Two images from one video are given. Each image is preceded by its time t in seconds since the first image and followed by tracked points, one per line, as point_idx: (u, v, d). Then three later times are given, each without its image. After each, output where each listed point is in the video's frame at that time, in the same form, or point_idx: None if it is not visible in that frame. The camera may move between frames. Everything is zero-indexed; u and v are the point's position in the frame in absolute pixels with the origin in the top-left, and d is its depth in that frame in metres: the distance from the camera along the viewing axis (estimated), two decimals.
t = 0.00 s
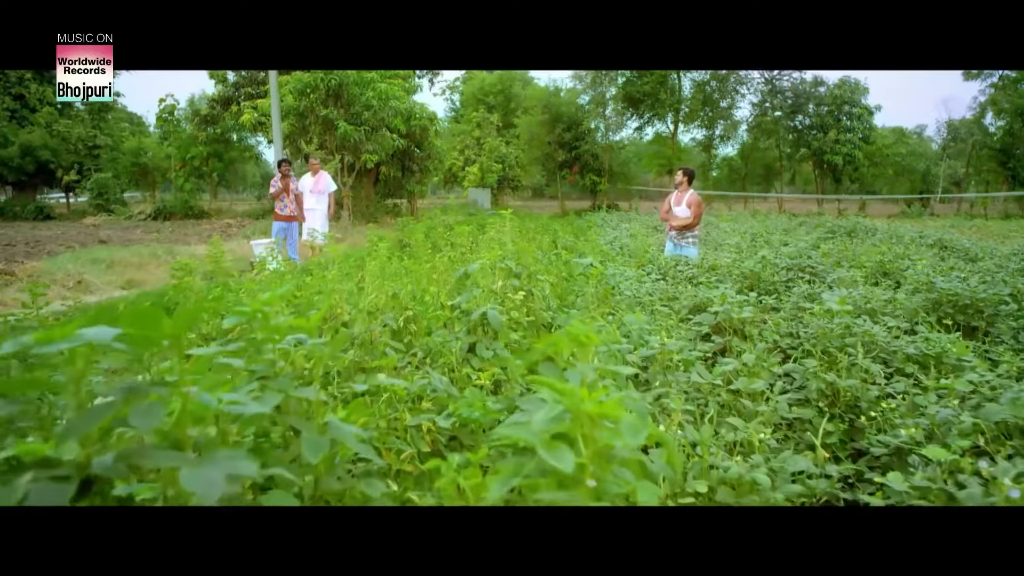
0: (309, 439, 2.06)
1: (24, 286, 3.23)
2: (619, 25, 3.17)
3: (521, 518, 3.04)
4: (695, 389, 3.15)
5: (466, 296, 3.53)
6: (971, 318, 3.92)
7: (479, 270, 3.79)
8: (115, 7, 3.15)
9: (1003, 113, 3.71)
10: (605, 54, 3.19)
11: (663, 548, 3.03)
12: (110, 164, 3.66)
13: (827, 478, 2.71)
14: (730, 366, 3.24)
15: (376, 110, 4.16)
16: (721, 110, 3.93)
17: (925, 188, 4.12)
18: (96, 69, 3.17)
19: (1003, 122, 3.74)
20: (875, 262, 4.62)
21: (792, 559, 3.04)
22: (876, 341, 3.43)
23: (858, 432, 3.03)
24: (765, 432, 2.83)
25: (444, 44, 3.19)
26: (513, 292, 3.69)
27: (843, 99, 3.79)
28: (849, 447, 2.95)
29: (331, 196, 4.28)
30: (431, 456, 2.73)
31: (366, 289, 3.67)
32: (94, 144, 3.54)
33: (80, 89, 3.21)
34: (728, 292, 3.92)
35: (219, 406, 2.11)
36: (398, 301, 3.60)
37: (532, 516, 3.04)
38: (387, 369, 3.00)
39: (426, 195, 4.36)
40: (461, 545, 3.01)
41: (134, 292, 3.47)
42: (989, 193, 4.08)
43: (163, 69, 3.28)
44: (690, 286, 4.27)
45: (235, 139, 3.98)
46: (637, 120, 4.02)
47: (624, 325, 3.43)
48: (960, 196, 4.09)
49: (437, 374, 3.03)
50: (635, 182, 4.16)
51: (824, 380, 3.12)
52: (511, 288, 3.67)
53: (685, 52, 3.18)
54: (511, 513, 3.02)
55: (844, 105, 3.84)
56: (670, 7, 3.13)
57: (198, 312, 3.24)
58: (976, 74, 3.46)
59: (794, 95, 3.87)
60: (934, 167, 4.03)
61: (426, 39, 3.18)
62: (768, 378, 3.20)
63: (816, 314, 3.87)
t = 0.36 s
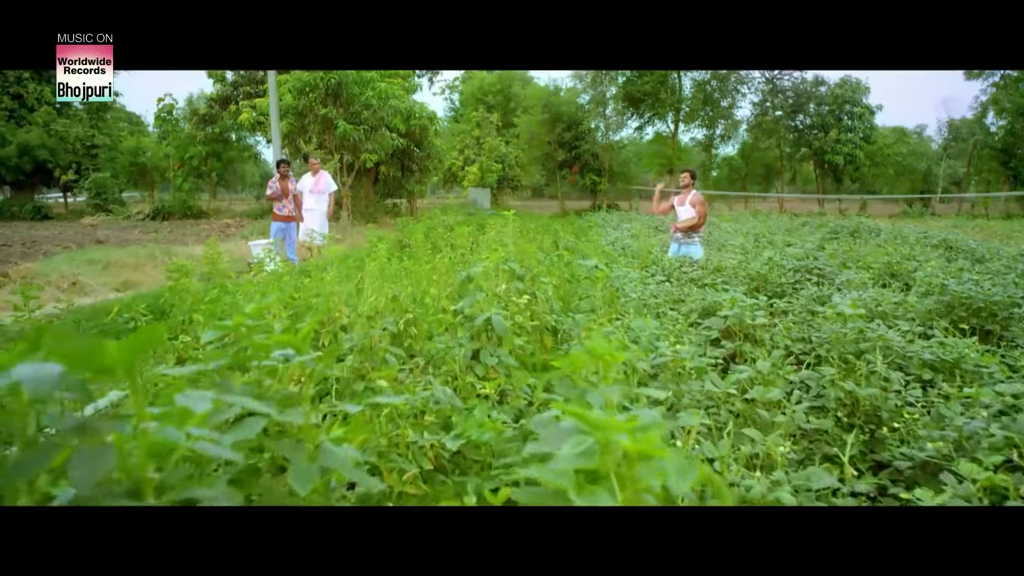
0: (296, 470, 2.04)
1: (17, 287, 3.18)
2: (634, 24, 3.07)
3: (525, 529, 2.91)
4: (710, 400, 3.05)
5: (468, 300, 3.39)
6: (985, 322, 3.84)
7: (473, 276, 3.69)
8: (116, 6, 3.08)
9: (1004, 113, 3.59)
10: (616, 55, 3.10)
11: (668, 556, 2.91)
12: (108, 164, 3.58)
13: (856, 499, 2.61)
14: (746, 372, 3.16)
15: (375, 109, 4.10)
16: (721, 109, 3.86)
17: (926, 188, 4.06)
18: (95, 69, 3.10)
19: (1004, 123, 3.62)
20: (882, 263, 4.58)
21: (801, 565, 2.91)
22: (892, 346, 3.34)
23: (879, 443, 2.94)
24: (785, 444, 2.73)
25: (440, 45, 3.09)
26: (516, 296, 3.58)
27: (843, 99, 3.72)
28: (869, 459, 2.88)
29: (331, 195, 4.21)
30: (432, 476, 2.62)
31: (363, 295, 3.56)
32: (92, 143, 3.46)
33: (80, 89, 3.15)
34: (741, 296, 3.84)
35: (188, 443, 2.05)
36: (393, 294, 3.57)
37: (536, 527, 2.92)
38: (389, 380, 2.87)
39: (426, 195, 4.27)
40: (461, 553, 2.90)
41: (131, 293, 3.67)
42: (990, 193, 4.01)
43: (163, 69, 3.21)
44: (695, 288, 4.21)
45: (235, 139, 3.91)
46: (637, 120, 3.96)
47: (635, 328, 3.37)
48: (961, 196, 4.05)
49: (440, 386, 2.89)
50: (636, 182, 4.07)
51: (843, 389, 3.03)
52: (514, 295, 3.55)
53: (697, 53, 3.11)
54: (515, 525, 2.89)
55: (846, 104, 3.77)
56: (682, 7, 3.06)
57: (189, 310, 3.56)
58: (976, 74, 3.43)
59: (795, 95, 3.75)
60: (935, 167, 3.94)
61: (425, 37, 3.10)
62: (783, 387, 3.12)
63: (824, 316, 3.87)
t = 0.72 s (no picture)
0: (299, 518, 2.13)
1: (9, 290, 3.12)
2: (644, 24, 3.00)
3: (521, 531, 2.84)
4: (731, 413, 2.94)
5: (474, 306, 3.15)
6: (1005, 327, 3.74)
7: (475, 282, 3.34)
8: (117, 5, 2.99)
9: (1008, 112, 3.44)
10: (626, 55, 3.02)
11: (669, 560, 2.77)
12: (107, 164, 3.50)
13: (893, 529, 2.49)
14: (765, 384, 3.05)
15: (376, 108, 4.02)
16: (722, 109, 3.77)
17: (926, 188, 3.93)
18: (96, 69, 3.03)
19: (1007, 122, 3.47)
20: (894, 266, 4.46)
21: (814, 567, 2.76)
22: (914, 353, 3.20)
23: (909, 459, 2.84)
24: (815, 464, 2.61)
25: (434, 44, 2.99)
26: (523, 302, 3.37)
27: (844, 99, 3.63)
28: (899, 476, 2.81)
29: (328, 196, 4.24)
30: (438, 498, 2.51)
31: (360, 308, 3.34)
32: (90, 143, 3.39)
33: (80, 89, 3.08)
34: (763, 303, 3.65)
35: (147, 500, 1.94)
36: (386, 298, 3.42)
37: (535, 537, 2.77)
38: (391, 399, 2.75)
39: (426, 195, 4.19)
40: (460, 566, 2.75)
41: (127, 296, 3.71)
42: (993, 193, 3.84)
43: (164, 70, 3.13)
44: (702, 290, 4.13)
45: (234, 138, 3.81)
46: (638, 119, 3.90)
47: (649, 334, 3.21)
48: (962, 195, 3.89)
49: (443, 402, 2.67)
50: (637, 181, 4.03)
51: (870, 402, 2.92)
52: (523, 307, 3.28)
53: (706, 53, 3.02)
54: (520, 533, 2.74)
55: (847, 104, 3.69)
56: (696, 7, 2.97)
57: (185, 315, 3.49)
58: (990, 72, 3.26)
59: (797, 94, 3.59)
60: (936, 168, 3.79)
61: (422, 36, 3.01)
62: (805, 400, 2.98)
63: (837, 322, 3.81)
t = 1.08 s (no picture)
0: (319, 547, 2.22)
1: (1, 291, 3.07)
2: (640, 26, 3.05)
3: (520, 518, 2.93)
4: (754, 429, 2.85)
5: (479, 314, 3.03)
6: None
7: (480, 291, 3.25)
8: (116, 6, 3.00)
9: (1008, 113, 3.48)
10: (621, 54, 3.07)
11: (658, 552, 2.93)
12: (104, 164, 3.45)
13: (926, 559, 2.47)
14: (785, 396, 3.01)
15: (375, 108, 3.96)
16: (722, 109, 3.74)
17: (926, 188, 3.89)
18: (95, 69, 3.04)
19: (1006, 122, 3.50)
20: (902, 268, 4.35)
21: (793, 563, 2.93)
22: (937, 361, 3.09)
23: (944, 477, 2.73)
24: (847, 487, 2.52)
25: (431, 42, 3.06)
26: (530, 308, 3.25)
27: (846, 100, 3.61)
28: (931, 496, 2.73)
29: (319, 195, 4.10)
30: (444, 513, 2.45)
31: (361, 315, 3.21)
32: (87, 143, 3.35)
33: (80, 89, 3.11)
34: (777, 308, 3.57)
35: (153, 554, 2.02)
36: (387, 301, 3.34)
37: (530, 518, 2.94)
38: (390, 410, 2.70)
39: (424, 195, 4.12)
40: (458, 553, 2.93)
41: (120, 299, 3.54)
42: (994, 193, 3.84)
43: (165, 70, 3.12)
44: (709, 293, 4.06)
45: (231, 137, 3.78)
46: (638, 118, 3.85)
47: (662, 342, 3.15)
48: (962, 195, 3.87)
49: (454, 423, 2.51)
50: (637, 181, 3.98)
51: (900, 416, 2.81)
52: (529, 313, 3.19)
53: (703, 54, 3.08)
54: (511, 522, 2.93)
55: (848, 104, 3.64)
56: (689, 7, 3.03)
57: (179, 319, 3.40)
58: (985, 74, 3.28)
59: (796, 94, 3.61)
60: (935, 168, 3.77)
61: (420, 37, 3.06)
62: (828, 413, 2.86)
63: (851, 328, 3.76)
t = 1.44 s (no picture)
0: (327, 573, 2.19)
1: None
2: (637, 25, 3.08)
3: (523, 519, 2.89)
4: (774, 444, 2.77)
5: (484, 323, 2.95)
6: None
7: (487, 299, 3.15)
8: (116, 5, 3.04)
9: (1007, 112, 3.49)
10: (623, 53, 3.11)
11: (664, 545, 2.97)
12: (98, 164, 3.46)
13: None
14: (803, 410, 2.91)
15: (372, 107, 3.89)
16: (722, 108, 3.69)
17: (925, 188, 3.84)
18: (95, 69, 3.08)
19: (1006, 122, 3.51)
20: (911, 272, 4.19)
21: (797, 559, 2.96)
22: (958, 370, 3.06)
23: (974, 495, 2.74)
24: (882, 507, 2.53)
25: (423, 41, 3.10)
26: (536, 315, 3.13)
27: (846, 99, 3.60)
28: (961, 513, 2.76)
29: (310, 195, 3.99)
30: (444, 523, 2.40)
31: (362, 321, 3.16)
32: (82, 142, 3.34)
33: (80, 89, 3.12)
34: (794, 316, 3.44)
35: None
36: (383, 309, 3.26)
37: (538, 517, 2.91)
38: (391, 420, 2.66)
39: (422, 195, 4.03)
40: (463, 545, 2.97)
41: (111, 302, 3.44)
42: (993, 193, 3.75)
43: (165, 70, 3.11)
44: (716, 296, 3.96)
45: (227, 137, 3.71)
46: (636, 119, 3.80)
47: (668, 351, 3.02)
48: (959, 195, 3.80)
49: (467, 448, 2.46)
50: (637, 182, 3.91)
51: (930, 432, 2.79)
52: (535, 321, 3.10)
53: (700, 53, 3.09)
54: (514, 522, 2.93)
55: (847, 104, 3.62)
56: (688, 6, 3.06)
57: (172, 323, 3.32)
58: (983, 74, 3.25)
59: (795, 94, 3.61)
60: (936, 168, 3.71)
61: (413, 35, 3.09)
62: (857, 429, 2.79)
63: (865, 334, 3.64)
